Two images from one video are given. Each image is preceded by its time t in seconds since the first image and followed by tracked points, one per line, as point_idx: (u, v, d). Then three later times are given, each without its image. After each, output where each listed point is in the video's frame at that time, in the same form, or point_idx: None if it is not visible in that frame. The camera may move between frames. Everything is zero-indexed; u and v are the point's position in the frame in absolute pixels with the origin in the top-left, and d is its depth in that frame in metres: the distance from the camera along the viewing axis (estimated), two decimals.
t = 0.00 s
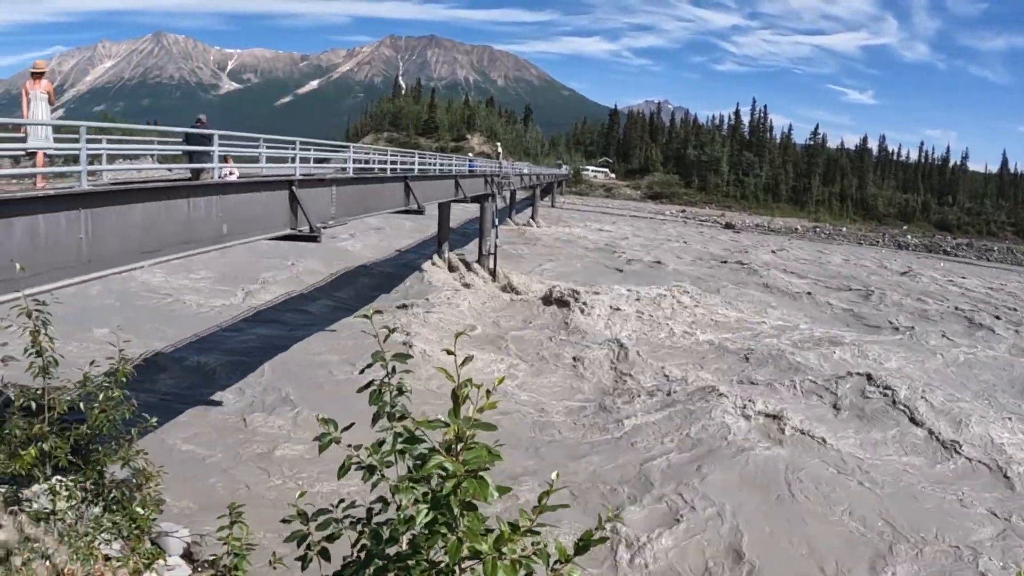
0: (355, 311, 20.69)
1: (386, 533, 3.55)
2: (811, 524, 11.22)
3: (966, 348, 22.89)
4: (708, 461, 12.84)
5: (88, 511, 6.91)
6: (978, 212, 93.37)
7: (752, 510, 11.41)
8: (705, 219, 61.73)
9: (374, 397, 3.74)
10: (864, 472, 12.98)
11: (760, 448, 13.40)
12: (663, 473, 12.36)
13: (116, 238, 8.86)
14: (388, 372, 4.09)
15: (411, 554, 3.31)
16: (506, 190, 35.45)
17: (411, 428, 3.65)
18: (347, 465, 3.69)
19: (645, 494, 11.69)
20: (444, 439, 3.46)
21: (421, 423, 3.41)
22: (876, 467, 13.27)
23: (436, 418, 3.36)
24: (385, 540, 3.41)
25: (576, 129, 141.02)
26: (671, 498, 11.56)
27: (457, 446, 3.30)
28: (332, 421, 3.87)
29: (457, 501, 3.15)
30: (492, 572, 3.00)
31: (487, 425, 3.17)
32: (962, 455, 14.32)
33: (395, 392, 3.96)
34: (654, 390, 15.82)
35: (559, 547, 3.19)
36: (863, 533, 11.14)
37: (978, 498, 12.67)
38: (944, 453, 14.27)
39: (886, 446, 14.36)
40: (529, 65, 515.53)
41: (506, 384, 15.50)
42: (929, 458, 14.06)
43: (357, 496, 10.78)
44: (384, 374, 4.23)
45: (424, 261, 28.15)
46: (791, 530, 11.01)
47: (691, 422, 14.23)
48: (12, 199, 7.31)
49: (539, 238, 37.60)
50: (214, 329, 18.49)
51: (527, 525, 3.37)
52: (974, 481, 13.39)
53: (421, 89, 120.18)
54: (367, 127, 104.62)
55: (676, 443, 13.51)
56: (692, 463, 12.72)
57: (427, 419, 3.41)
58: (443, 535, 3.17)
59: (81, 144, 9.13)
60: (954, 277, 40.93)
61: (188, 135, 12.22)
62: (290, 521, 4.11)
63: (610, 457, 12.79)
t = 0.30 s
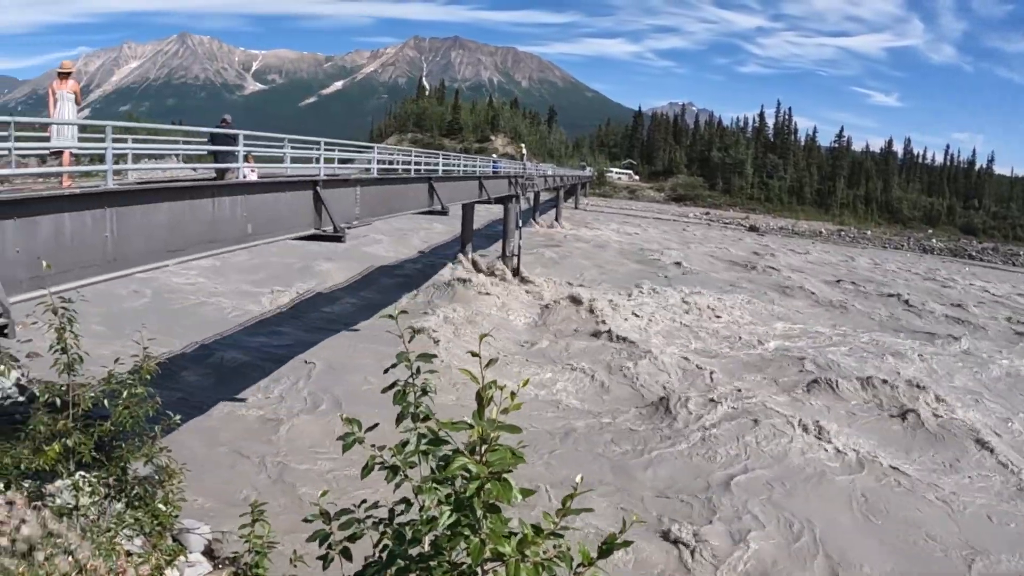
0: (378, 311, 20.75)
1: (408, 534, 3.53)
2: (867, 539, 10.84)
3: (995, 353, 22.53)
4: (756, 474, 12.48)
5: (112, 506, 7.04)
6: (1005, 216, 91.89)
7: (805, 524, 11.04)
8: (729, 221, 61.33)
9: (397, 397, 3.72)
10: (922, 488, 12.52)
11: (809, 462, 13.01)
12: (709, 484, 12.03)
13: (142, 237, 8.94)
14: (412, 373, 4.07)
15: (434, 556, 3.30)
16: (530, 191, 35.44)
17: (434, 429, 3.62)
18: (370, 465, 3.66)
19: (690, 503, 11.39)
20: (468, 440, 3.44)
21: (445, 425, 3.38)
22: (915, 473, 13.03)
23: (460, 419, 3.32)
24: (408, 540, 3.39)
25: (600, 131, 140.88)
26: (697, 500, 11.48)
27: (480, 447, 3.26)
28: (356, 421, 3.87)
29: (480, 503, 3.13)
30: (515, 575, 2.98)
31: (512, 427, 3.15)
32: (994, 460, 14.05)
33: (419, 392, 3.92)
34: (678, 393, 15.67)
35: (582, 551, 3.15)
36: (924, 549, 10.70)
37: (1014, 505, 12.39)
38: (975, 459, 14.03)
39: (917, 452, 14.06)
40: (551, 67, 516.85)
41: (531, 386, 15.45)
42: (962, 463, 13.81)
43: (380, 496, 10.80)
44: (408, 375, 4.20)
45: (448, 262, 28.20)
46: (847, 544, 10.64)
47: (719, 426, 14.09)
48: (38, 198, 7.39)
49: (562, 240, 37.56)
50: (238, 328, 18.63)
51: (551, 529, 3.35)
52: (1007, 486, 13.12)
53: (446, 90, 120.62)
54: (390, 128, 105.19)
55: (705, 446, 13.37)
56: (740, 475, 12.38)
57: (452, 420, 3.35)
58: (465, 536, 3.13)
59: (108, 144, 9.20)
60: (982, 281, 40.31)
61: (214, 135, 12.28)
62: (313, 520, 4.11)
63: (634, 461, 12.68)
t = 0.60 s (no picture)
0: (393, 311, 20.79)
1: (422, 534, 3.52)
2: (907, 554, 10.56)
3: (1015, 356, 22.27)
4: (779, 482, 12.28)
5: (126, 504, 7.08)
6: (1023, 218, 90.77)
7: (830, 536, 10.80)
8: (744, 223, 61.01)
9: (412, 398, 3.70)
10: (949, 499, 12.22)
11: (833, 472, 12.77)
12: (730, 492, 11.84)
13: (157, 236, 8.96)
14: (427, 373, 4.06)
15: (448, 556, 3.29)
16: (545, 191, 35.43)
17: (450, 430, 3.61)
18: (384, 466, 3.66)
19: (710, 510, 11.24)
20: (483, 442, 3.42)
21: (460, 426, 3.36)
22: (937, 480, 12.81)
23: (476, 420, 3.31)
24: (421, 540, 3.38)
25: (614, 132, 140.66)
26: (714, 506, 11.35)
27: (496, 449, 3.26)
28: (371, 422, 3.86)
29: (496, 504, 3.11)
30: None
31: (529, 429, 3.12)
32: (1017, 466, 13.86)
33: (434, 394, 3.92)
34: (693, 395, 15.56)
35: (598, 553, 3.13)
36: (952, 564, 10.43)
37: None
38: (997, 464, 13.84)
39: (935, 458, 13.89)
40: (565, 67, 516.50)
41: (546, 387, 15.40)
42: (984, 468, 13.64)
43: (394, 496, 10.81)
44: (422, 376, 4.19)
45: (462, 262, 28.23)
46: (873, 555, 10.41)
47: (736, 429, 14.00)
48: (54, 197, 7.42)
49: (577, 241, 37.52)
50: (253, 327, 18.70)
51: (565, 531, 3.34)
52: None
53: (461, 90, 120.82)
54: (405, 128, 105.41)
55: (722, 449, 13.29)
56: (762, 483, 12.20)
57: (467, 421, 3.35)
58: (481, 538, 3.11)
59: (124, 142, 9.24)
60: (1001, 284, 39.87)
61: (229, 134, 12.30)
62: (326, 520, 4.10)
63: (649, 463, 12.60)
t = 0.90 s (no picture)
0: (413, 310, 20.85)
1: (441, 532, 3.53)
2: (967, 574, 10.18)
3: None
4: (803, 486, 12.11)
5: (147, 498, 7.13)
6: None
7: (854, 542, 10.63)
8: (767, 223, 60.54)
9: (433, 396, 3.70)
10: (980, 508, 11.96)
11: (859, 476, 12.56)
12: (753, 495, 11.71)
13: (181, 233, 9.04)
14: (448, 371, 4.06)
15: (466, 555, 3.31)
16: (567, 190, 35.38)
17: (470, 428, 3.61)
18: (404, 464, 3.67)
19: (731, 512, 11.13)
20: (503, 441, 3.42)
21: (480, 424, 3.36)
22: (966, 488, 12.55)
23: (496, 420, 3.31)
24: (440, 538, 3.40)
25: (637, 131, 140.23)
26: (734, 508, 11.25)
27: (516, 448, 3.24)
28: (391, 420, 3.88)
29: (514, 504, 3.11)
30: None
31: (548, 429, 3.11)
32: None
33: (455, 391, 3.91)
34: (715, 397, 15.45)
35: (615, 554, 3.12)
36: (981, 573, 10.19)
37: None
38: None
39: (963, 463, 13.66)
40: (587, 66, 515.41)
41: (567, 387, 15.35)
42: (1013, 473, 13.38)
43: (413, 494, 10.83)
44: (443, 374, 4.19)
45: (484, 260, 28.26)
46: (898, 565, 10.22)
47: (759, 430, 13.88)
48: (77, 194, 7.51)
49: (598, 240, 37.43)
50: (274, 323, 18.85)
51: (584, 531, 3.33)
52: None
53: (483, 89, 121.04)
54: (428, 126, 105.72)
55: (744, 450, 13.17)
56: (786, 487, 12.03)
57: (487, 420, 3.34)
58: (499, 537, 3.12)
59: (147, 140, 9.30)
60: None
61: (252, 132, 12.38)
62: (346, 516, 4.13)
63: (670, 463, 12.52)
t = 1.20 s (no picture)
0: (435, 307, 20.90)
1: (463, 530, 3.57)
2: None
3: None
4: (829, 490, 11.90)
5: (169, 492, 7.17)
6: None
7: (881, 545, 10.42)
8: (792, 222, 59.93)
9: (455, 393, 3.70)
10: (1011, 513, 11.66)
11: (886, 479, 12.34)
12: (777, 499, 11.54)
13: (205, 230, 9.11)
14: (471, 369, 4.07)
15: (486, 553, 3.34)
16: (590, 189, 35.32)
17: (492, 426, 3.61)
18: (425, 462, 3.70)
19: (755, 514, 11.00)
20: (525, 438, 3.41)
21: (503, 423, 3.37)
22: (997, 494, 12.26)
23: (519, 417, 3.31)
24: (461, 535, 3.44)
25: (661, 130, 139.49)
26: (758, 510, 11.11)
27: (538, 446, 3.23)
28: (414, 417, 3.90)
29: (536, 501, 3.09)
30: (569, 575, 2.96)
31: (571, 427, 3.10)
32: None
33: (477, 389, 3.91)
34: (740, 398, 15.33)
35: (637, 553, 3.09)
36: None
37: None
38: None
39: (994, 466, 13.38)
40: (609, 64, 514.42)
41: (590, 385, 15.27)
42: None
43: (435, 492, 10.83)
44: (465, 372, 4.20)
45: (506, 258, 28.27)
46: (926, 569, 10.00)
47: (783, 431, 13.72)
48: (103, 190, 7.60)
49: (621, 239, 37.28)
50: (298, 320, 18.96)
51: (606, 529, 3.30)
52: None
53: (507, 88, 121.01)
54: (451, 124, 105.97)
55: (770, 450, 13.01)
56: (811, 490, 11.85)
57: (510, 418, 3.34)
58: (521, 535, 3.11)
59: (172, 138, 9.37)
60: None
61: (278, 130, 12.45)
62: (367, 513, 4.16)
63: (693, 463, 12.40)
